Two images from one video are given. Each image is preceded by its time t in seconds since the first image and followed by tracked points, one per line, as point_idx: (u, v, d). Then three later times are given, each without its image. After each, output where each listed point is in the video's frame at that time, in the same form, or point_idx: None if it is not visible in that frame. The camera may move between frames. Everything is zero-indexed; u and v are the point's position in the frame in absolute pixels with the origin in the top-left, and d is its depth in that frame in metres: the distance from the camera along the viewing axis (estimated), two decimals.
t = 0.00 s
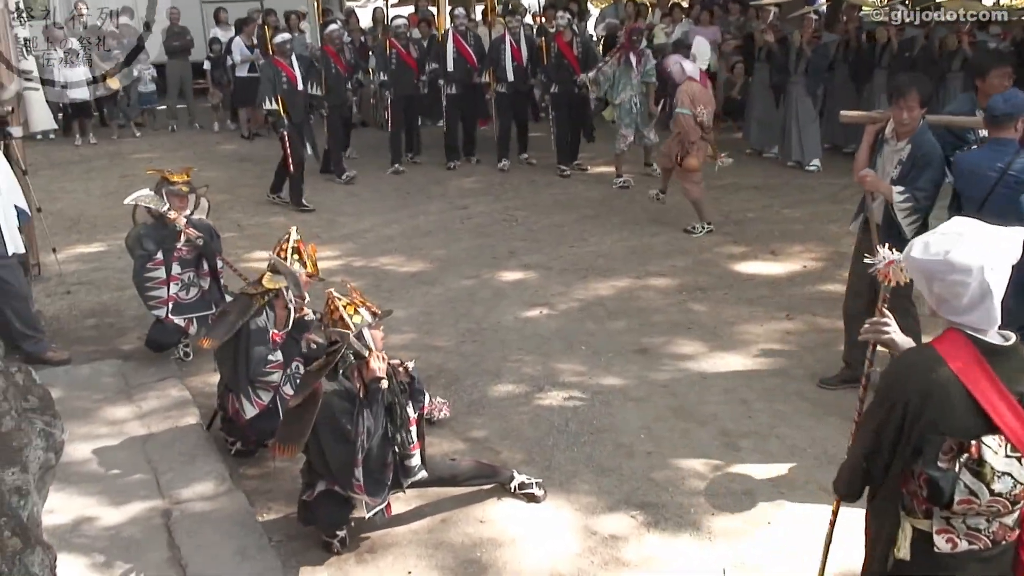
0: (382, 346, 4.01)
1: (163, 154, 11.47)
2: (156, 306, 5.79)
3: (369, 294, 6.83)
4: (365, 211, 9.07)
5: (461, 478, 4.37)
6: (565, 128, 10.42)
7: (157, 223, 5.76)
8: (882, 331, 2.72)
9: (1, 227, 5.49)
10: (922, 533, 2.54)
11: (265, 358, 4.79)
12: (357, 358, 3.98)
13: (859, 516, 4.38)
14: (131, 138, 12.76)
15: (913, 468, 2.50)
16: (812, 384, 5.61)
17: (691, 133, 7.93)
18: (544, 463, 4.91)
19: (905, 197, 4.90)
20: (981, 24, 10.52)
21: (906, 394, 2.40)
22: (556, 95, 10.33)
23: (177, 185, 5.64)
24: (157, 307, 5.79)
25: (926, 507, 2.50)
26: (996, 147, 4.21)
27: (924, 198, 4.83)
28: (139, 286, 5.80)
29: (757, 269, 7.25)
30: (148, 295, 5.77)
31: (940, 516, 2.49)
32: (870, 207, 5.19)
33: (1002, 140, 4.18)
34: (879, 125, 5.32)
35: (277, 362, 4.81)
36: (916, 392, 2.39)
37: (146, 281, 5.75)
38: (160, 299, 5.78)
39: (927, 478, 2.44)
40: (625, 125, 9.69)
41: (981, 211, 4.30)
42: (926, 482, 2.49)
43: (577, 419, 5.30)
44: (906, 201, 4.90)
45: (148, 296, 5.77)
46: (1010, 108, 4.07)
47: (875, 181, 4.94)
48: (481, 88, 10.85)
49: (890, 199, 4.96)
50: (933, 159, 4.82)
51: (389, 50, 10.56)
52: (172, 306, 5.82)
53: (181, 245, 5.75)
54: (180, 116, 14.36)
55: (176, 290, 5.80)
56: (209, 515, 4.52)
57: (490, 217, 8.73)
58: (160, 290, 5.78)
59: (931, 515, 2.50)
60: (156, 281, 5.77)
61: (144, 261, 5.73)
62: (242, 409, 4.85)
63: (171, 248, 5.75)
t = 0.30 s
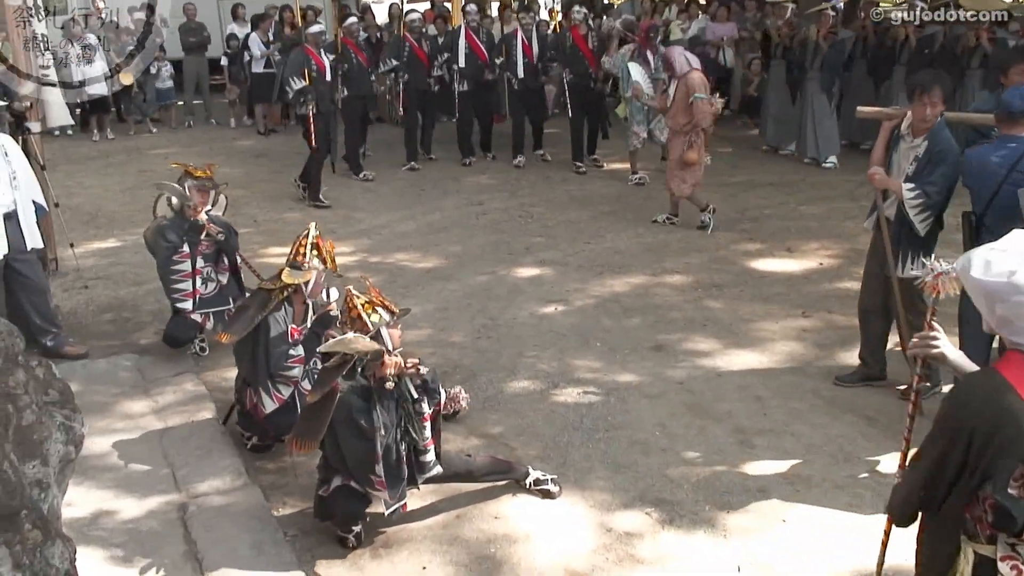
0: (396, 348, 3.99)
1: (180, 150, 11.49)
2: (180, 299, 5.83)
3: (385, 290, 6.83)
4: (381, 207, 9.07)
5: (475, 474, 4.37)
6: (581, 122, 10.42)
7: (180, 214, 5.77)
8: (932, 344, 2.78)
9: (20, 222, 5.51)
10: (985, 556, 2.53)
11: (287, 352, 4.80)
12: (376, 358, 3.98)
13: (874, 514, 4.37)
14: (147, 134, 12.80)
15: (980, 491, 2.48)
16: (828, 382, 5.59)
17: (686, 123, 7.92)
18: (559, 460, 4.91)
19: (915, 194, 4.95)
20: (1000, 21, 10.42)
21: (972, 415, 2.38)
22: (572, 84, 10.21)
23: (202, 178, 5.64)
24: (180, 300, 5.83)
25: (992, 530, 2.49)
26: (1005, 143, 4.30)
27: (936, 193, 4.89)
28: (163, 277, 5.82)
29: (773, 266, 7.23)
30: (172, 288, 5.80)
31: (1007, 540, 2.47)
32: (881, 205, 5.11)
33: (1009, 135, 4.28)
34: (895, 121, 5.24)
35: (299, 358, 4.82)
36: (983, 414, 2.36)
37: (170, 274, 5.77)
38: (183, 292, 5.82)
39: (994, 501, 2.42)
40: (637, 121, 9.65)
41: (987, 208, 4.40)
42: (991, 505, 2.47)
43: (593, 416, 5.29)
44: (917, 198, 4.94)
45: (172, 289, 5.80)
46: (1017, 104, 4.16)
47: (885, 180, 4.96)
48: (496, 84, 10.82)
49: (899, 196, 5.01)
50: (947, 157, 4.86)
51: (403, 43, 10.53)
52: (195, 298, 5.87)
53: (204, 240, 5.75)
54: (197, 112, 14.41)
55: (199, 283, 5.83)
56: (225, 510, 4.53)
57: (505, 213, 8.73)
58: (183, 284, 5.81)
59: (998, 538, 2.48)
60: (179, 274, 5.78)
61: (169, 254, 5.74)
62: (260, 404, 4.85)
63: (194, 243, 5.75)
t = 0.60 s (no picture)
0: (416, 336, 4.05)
1: (197, 143, 11.52)
2: (206, 290, 5.84)
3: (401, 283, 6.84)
4: (397, 200, 9.09)
5: (490, 467, 4.38)
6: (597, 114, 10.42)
7: (201, 206, 5.79)
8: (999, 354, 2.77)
9: (38, 215, 5.54)
10: None
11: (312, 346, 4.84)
12: (393, 350, 3.99)
13: (890, 509, 4.36)
14: (163, 128, 12.84)
15: None
16: (845, 377, 5.58)
17: (694, 117, 7.86)
18: (574, 453, 4.91)
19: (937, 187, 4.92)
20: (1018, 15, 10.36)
21: None
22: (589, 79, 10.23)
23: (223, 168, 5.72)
24: (207, 291, 5.84)
25: None
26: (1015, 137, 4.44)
27: (956, 187, 4.87)
28: (188, 269, 5.81)
29: (789, 260, 7.21)
30: (198, 279, 5.81)
31: None
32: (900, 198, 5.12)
33: (1017, 130, 4.43)
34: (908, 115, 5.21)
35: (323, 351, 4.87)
36: None
37: (197, 264, 5.79)
38: (210, 283, 5.83)
39: None
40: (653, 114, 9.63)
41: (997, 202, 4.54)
42: None
43: (608, 409, 5.29)
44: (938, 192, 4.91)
45: (199, 280, 5.81)
46: None
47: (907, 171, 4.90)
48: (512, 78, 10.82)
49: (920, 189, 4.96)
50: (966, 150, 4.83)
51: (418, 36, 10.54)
52: (221, 288, 5.89)
53: (229, 230, 5.81)
54: (213, 105, 14.44)
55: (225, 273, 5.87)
56: (241, 503, 4.54)
57: (520, 206, 8.73)
58: (209, 274, 5.83)
59: None
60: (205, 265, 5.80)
61: (195, 244, 5.75)
62: (281, 397, 4.89)
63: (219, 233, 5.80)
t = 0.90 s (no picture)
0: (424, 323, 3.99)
1: (206, 131, 11.52)
2: (225, 277, 5.86)
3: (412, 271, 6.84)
4: (406, 189, 9.09)
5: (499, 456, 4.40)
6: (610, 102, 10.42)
7: (220, 194, 5.81)
8: None
9: (49, 202, 5.55)
10: None
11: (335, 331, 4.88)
12: (409, 338, 4.02)
13: (900, 498, 4.37)
14: (173, 116, 12.84)
15: None
16: (855, 366, 5.57)
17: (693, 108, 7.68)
18: (583, 442, 4.92)
19: (937, 176, 4.89)
20: None
21: None
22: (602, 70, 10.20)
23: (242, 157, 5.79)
24: (226, 278, 5.87)
25: None
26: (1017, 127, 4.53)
27: (956, 175, 4.84)
28: (207, 256, 5.81)
29: (799, 250, 7.20)
30: (217, 266, 5.82)
31: None
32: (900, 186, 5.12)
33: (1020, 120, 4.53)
34: (910, 104, 5.21)
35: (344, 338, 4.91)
36: None
37: (217, 251, 5.79)
38: (229, 270, 5.86)
39: None
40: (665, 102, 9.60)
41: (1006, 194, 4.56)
42: None
43: (618, 398, 5.29)
44: (938, 181, 4.89)
45: (219, 267, 5.82)
46: None
47: (907, 162, 4.89)
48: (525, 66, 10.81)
49: (921, 179, 4.94)
50: (963, 138, 4.82)
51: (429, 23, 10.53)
52: (238, 276, 5.92)
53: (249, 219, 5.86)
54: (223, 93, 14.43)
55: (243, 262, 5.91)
56: (252, 489, 4.55)
57: (529, 195, 8.73)
58: (228, 262, 5.85)
59: None
60: (225, 253, 5.82)
61: (217, 232, 5.76)
62: (299, 383, 4.87)
63: (239, 221, 5.83)
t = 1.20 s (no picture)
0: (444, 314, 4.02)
1: (214, 121, 11.52)
2: (247, 267, 5.85)
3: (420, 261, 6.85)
4: (414, 180, 9.08)
5: (506, 445, 4.41)
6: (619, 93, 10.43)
7: (242, 184, 5.78)
8: None
9: (59, 192, 5.55)
10: None
11: (348, 323, 4.93)
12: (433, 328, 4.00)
13: (907, 489, 4.37)
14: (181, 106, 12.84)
15: None
16: (862, 357, 5.58)
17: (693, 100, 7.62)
18: (591, 432, 4.92)
19: (940, 166, 4.80)
20: None
21: None
22: (614, 60, 10.24)
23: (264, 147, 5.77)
24: (247, 268, 5.86)
25: None
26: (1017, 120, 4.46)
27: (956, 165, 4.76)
28: (229, 246, 5.78)
29: (806, 241, 7.20)
30: (240, 255, 5.81)
31: None
32: (903, 176, 5.13)
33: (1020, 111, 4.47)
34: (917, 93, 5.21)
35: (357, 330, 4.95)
36: None
37: (240, 240, 5.77)
38: (250, 260, 5.85)
39: None
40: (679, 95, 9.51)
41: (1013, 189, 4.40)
42: None
43: (626, 388, 5.30)
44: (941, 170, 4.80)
45: (241, 257, 5.81)
46: None
47: (907, 154, 4.89)
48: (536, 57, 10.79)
49: (922, 169, 4.88)
50: (967, 128, 4.76)
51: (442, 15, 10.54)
52: (258, 266, 5.92)
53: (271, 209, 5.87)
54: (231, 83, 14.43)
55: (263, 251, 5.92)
56: (261, 477, 4.56)
57: (538, 186, 8.73)
58: (249, 252, 5.84)
59: None
60: (247, 243, 5.81)
61: (241, 222, 5.74)
62: (312, 372, 4.91)
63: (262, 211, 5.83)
